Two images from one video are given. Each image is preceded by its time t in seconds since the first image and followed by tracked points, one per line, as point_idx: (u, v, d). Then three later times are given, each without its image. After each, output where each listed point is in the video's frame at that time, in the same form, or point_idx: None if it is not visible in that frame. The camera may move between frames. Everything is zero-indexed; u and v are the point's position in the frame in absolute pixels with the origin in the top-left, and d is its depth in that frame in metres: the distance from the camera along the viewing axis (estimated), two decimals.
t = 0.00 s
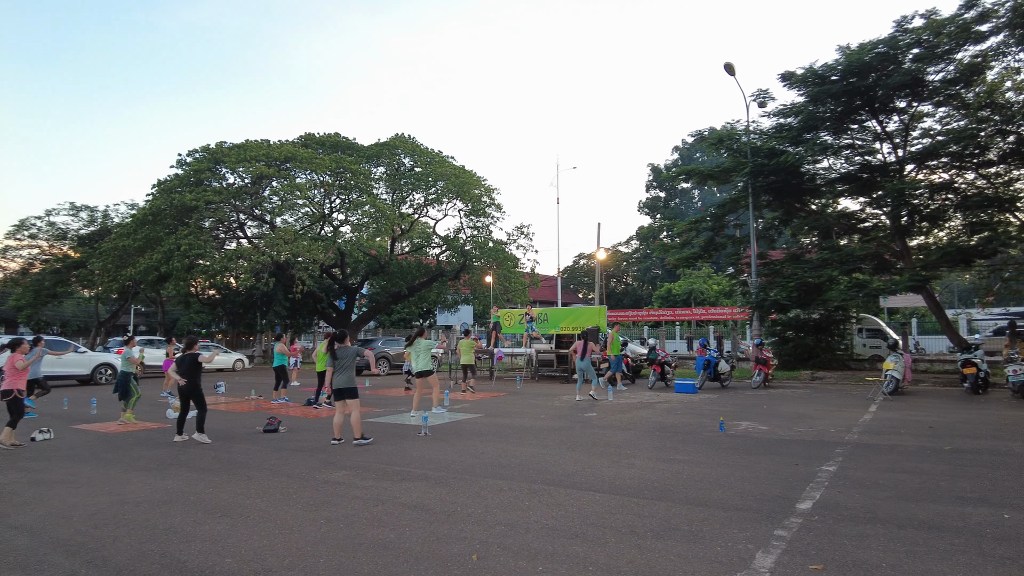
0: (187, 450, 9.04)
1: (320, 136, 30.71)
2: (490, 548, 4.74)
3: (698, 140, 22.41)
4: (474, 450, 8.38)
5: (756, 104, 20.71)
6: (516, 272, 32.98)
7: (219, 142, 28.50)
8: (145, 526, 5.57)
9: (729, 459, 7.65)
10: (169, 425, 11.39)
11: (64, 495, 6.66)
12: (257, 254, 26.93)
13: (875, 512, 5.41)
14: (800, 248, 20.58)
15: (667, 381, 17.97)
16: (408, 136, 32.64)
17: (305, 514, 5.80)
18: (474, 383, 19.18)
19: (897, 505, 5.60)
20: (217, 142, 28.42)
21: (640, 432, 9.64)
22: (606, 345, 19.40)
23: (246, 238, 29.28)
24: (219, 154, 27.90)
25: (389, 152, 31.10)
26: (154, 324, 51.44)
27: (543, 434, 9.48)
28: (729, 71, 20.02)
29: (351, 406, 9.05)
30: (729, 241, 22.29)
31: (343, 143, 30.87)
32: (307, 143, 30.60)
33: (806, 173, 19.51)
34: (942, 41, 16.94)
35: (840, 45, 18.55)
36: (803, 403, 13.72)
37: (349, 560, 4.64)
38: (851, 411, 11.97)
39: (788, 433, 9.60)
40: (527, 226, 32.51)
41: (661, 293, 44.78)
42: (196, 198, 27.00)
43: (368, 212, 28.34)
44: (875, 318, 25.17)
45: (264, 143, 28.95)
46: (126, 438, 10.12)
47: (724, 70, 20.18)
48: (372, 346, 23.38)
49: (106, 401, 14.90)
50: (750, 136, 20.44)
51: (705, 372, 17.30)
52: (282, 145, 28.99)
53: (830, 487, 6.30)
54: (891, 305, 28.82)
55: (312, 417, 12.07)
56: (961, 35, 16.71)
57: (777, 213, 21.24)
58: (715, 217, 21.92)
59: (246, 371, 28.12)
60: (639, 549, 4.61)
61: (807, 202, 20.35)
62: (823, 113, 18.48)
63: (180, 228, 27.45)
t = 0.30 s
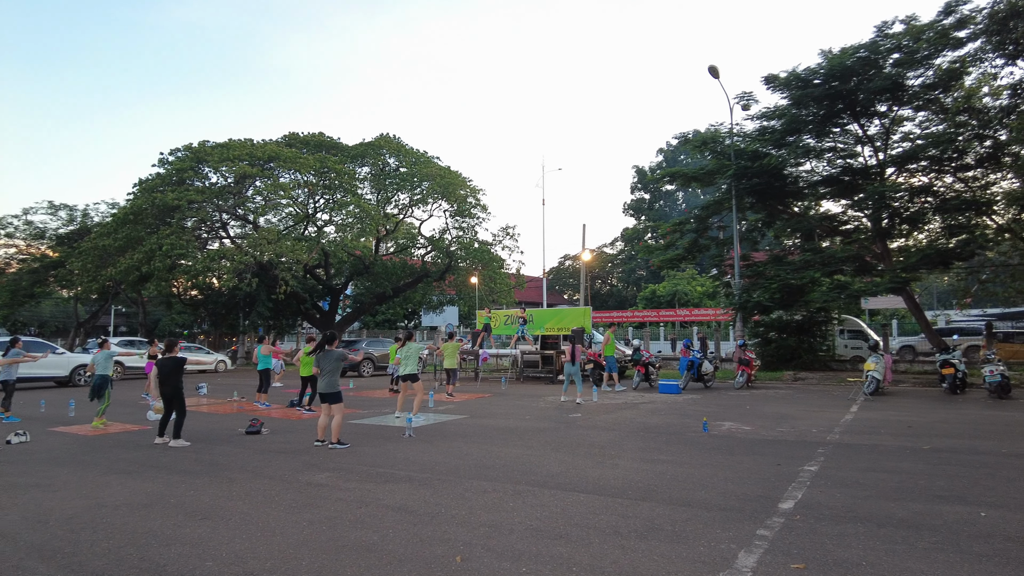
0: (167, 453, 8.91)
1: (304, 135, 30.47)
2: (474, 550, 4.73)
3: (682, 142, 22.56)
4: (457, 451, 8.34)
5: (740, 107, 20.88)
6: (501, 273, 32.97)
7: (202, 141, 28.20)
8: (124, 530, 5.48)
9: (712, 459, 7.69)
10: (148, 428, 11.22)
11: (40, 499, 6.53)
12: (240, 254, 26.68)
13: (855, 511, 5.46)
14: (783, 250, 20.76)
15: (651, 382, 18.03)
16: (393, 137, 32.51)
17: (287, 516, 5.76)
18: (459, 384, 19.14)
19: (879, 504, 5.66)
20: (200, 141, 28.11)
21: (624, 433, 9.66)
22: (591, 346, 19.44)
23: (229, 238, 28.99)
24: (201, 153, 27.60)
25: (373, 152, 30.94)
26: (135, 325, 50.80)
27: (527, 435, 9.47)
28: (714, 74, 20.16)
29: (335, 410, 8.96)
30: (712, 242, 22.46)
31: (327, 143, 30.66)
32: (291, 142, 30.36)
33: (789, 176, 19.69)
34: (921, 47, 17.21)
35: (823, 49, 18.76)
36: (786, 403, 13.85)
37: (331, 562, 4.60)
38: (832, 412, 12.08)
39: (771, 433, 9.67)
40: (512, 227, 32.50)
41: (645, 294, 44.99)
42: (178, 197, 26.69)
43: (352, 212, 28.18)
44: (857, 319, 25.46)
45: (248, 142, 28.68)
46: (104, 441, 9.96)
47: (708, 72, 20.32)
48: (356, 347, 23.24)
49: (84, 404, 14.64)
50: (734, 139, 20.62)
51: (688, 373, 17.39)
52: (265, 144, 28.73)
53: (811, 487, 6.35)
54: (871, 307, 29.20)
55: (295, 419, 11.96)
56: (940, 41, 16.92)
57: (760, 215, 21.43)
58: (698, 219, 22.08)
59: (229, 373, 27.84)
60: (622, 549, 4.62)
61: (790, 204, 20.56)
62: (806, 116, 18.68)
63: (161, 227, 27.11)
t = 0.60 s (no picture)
0: (147, 455, 8.81)
1: (288, 134, 30.24)
2: (458, 551, 4.71)
3: (667, 144, 22.69)
4: (442, 452, 8.32)
5: (724, 109, 21.03)
6: (487, 274, 32.96)
7: (185, 140, 27.89)
8: (103, 533, 5.41)
9: (695, 459, 7.74)
10: (128, 429, 11.07)
11: (16, 503, 6.42)
12: (222, 254, 26.43)
13: (836, 510, 5.52)
14: (766, 252, 20.96)
15: (635, 382, 18.11)
16: (378, 136, 32.36)
17: (270, 518, 5.71)
18: (444, 385, 19.09)
19: (859, 503, 5.72)
20: (182, 139, 27.79)
21: (609, 433, 9.69)
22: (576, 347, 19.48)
23: (212, 237, 28.70)
24: (183, 152, 27.30)
25: (358, 152, 30.76)
26: (115, 325, 50.12)
27: (512, 436, 9.48)
28: (698, 77, 20.29)
29: (317, 411, 8.89)
30: (697, 244, 22.61)
31: (312, 142, 30.45)
32: (275, 142, 30.12)
33: (772, 178, 19.88)
34: (901, 51, 17.46)
35: (806, 53, 18.94)
36: (768, 403, 13.99)
37: (313, 565, 4.56)
38: (814, 412, 12.21)
39: (753, 433, 9.75)
40: (498, 227, 32.51)
41: (630, 295, 45.20)
42: (159, 196, 26.37)
43: (337, 212, 28.01)
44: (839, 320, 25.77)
45: (231, 141, 28.41)
46: (82, 442, 9.82)
47: (692, 75, 20.45)
48: (340, 348, 23.10)
49: (62, 405, 14.42)
50: (718, 141, 20.78)
51: (672, 373, 17.50)
52: (249, 143, 28.46)
53: (793, 486, 6.41)
54: (853, 308, 29.55)
55: (278, 420, 11.86)
56: (919, 46, 17.29)
57: (744, 217, 21.60)
58: (683, 221, 22.23)
59: (211, 374, 27.56)
60: (606, 549, 4.63)
61: (773, 206, 20.75)
62: (789, 119, 18.87)
63: (143, 227, 26.78)
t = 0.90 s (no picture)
0: (128, 457, 8.69)
1: (273, 134, 30.02)
2: (443, 552, 4.70)
3: (653, 146, 22.80)
4: (428, 453, 8.29)
5: (709, 111, 21.18)
6: (473, 274, 32.93)
7: (168, 138, 27.59)
8: (83, 536, 5.33)
9: (680, 459, 7.77)
10: (108, 431, 10.91)
11: None
12: (206, 254, 26.19)
13: (819, 509, 5.56)
14: (751, 253, 21.13)
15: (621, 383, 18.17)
16: (364, 136, 32.21)
17: (253, 520, 5.66)
18: (430, 386, 19.04)
19: (841, 502, 5.78)
20: (165, 138, 27.50)
21: (594, 433, 9.72)
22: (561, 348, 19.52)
23: (195, 237, 28.42)
24: (167, 150, 27.01)
25: (344, 152, 30.59)
26: (95, 326, 49.47)
27: (498, 437, 9.46)
28: (684, 79, 20.41)
29: (300, 412, 8.83)
30: (682, 245, 22.74)
31: (297, 142, 30.24)
32: (260, 141, 29.86)
33: (756, 180, 20.04)
34: (883, 56, 17.69)
35: (790, 56, 19.13)
36: (752, 403, 14.10)
37: (296, 567, 4.52)
38: (797, 412, 12.31)
39: (737, 433, 9.82)
40: (484, 228, 32.49)
41: (616, 296, 45.37)
42: (141, 195, 26.07)
43: (322, 212, 27.85)
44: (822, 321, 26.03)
45: (215, 140, 28.15)
46: (62, 444, 9.68)
47: (678, 77, 20.56)
48: (324, 349, 22.95)
49: (41, 407, 14.19)
50: (703, 143, 20.93)
51: (657, 374, 17.60)
52: (233, 142, 28.21)
53: (777, 485, 6.45)
54: (836, 309, 29.87)
55: (262, 422, 11.75)
56: (900, 51, 17.52)
57: (728, 219, 21.75)
58: (668, 222, 22.36)
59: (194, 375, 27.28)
60: (591, 549, 4.64)
61: (757, 208, 20.92)
62: (773, 121, 19.03)
63: (124, 226, 26.45)
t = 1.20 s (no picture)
0: (110, 458, 8.58)
1: (259, 133, 29.82)
2: (429, 553, 4.69)
3: (640, 147, 22.89)
4: (414, 454, 8.27)
5: (696, 113, 21.30)
6: (460, 274, 32.88)
7: (152, 137, 27.31)
8: (63, 540, 5.26)
9: (667, 459, 7.80)
10: (89, 433, 10.78)
11: None
12: (191, 253, 25.98)
13: (803, 509, 5.60)
14: (736, 254, 21.28)
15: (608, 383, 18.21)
16: (351, 135, 32.05)
17: (237, 522, 5.61)
18: (417, 387, 19.00)
19: (824, 501, 5.83)
20: (149, 136, 27.21)
21: (581, 434, 9.73)
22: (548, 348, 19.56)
23: (180, 237, 28.15)
24: (151, 148, 26.73)
25: (330, 151, 30.42)
26: (77, 325, 48.85)
27: (485, 437, 9.46)
28: (671, 81, 20.51)
29: (286, 413, 8.76)
30: (668, 246, 22.86)
31: (283, 141, 30.05)
32: (246, 140, 29.63)
33: (742, 182, 20.18)
34: (867, 59, 17.87)
35: (776, 59, 19.28)
36: (737, 403, 14.22)
37: (281, 569, 4.49)
38: (782, 412, 12.41)
39: (723, 433, 9.89)
40: (472, 228, 32.47)
41: (603, 296, 45.50)
42: (125, 194, 25.78)
43: (308, 212, 27.70)
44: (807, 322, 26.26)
45: (200, 139, 27.91)
46: (42, 447, 9.54)
47: (665, 79, 20.65)
48: (310, 349, 22.82)
49: (22, 408, 13.99)
50: (690, 145, 21.04)
51: (644, 374, 17.68)
52: (219, 141, 27.97)
53: (762, 485, 6.50)
54: (821, 310, 30.13)
55: (247, 422, 11.67)
56: (884, 55, 17.72)
57: (714, 220, 21.89)
58: (655, 223, 22.47)
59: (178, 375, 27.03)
60: (578, 549, 4.65)
61: (743, 209, 21.08)
62: (759, 123, 19.18)
63: (108, 226, 26.16)
